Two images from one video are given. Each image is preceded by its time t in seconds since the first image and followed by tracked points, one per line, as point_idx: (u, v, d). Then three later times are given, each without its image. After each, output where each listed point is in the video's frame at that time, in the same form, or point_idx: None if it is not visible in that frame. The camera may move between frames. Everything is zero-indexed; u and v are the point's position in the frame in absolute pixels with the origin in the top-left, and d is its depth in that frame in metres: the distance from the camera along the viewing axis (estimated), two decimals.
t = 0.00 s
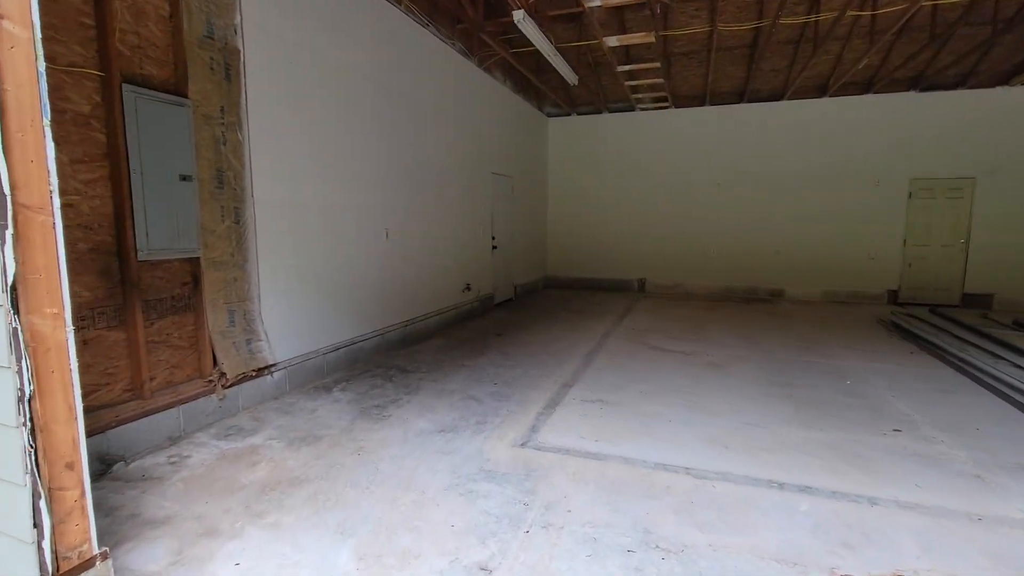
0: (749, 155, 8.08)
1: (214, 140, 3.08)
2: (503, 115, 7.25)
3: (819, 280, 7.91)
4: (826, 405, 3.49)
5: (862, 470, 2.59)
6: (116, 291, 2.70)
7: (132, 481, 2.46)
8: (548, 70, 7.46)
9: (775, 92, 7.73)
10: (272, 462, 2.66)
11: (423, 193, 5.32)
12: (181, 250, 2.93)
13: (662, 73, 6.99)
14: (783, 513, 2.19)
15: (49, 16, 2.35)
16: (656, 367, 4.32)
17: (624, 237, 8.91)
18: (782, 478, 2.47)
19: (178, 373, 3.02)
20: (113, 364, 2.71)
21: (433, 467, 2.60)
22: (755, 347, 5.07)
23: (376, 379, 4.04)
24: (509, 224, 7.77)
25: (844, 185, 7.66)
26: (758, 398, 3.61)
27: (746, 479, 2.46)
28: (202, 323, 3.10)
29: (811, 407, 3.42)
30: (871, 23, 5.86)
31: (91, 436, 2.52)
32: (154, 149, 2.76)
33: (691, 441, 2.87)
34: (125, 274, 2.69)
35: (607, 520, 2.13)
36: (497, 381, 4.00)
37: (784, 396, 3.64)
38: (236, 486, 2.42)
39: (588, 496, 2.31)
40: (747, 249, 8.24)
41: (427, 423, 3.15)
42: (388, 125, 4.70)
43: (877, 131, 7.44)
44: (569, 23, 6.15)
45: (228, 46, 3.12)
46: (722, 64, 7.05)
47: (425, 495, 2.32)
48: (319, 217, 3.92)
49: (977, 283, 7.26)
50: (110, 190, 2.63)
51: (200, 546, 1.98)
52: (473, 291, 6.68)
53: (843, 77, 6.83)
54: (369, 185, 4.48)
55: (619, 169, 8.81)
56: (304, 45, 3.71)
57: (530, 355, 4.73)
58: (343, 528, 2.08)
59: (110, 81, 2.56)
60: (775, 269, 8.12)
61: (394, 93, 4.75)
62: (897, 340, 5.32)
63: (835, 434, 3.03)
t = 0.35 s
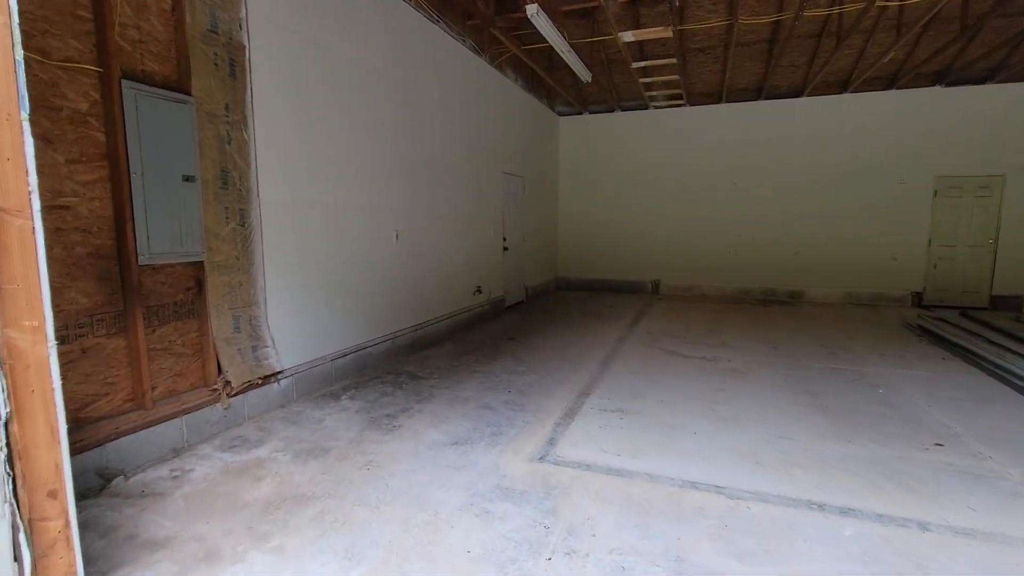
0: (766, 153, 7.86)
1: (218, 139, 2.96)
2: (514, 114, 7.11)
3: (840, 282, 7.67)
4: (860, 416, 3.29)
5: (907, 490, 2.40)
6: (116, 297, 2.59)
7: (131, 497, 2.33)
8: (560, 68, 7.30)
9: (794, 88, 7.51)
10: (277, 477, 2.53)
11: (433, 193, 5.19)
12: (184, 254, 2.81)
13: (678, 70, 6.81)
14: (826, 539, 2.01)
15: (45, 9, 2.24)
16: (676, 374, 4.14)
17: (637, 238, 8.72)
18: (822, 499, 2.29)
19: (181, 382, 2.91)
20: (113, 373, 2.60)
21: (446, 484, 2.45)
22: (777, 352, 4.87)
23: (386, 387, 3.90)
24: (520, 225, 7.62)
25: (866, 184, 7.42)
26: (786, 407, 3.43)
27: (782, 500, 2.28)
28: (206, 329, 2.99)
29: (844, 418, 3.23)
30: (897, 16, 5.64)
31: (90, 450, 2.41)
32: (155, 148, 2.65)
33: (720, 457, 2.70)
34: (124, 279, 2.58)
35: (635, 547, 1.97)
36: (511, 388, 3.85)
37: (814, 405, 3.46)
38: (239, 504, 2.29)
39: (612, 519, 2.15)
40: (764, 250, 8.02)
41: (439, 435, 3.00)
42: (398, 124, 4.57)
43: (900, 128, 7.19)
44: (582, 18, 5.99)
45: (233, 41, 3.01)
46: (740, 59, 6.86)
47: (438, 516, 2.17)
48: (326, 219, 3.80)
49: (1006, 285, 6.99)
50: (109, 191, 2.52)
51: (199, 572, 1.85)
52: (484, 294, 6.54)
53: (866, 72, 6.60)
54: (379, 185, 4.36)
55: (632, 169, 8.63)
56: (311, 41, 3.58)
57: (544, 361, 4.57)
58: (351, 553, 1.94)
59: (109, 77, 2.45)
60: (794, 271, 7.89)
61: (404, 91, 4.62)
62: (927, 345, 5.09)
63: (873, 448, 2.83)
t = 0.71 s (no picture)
0: (771, 151, 7.73)
1: (210, 139, 2.82)
2: (515, 112, 6.97)
3: (848, 281, 7.55)
4: (882, 423, 3.16)
5: (943, 506, 2.26)
6: (104, 307, 2.44)
7: (120, 520, 2.20)
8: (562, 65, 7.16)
9: (800, 84, 7.38)
10: (275, 496, 2.39)
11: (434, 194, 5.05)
12: (176, 260, 2.67)
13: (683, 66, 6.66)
14: (863, 563, 1.87)
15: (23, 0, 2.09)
16: (688, 378, 4.00)
17: (641, 238, 8.59)
18: (853, 517, 2.16)
19: (174, 395, 2.77)
20: (101, 387, 2.46)
21: (455, 503, 2.32)
22: (790, 354, 4.74)
23: (388, 395, 3.77)
24: (522, 225, 7.49)
25: (873, 181, 7.29)
26: (803, 413, 3.29)
27: (812, 519, 2.15)
28: (199, 339, 2.85)
29: (867, 425, 3.09)
30: (908, 9, 5.50)
31: (77, 470, 2.27)
32: (144, 149, 2.50)
33: (740, 469, 2.57)
34: (112, 287, 2.44)
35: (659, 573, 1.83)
36: (518, 396, 3.72)
37: (833, 411, 3.32)
38: (234, 527, 2.15)
39: (632, 542, 2.01)
40: (770, 249, 7.90)
41: (445, 448, 2.87)
42: (399, 123, 4.44)
43: (909, 124, 7.06)
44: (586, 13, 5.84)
45: (225, 35, 2.86)
46: (746, 55, 6.72)
47: (446, 540, 2.04)
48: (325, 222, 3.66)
49: (1017, 284, 6.87)
50: (94, 195, 2.37)
51: None
52: (487, 296, 6.41)
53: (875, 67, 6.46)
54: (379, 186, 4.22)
55: (635, 167, 8.50)
56: (308, 36, 3.44)
57: (551, 366, 4.44)
58: None
59: (93, 73, 2.30)
60: (801, 270, 7.77)
61: (404, 88, 4.48)
62: (942, 346, 4.95)
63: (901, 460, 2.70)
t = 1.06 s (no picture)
0: (798, 146, 7.47)
1: (225, 137, 2.76)
2: (534, 109, 6.84)
3: (880, 281, 7.25)
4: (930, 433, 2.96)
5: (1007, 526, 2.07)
6: (117, 310, 2.39)
7: (132, 530, 2.13)
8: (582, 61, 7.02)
9: (830, 77, 7.11)
10: (290, 505, 2.31)
11: (452, 193, 4.96)
12: (191, 261, 2.61)
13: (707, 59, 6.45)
14: None
15: None
16: (717, 383, 3.84)
17: (663, 237, 8.40)
18: (909, 538, 1.98)
19: (189, 399, 2.72)
20: (115, 391, 2.40)
21: (476, 515, 2.20)
22: (823, 357, 4.53)
23: (406, 399, 3.68)
24: (541, 225, 7.36)
25: (908, 177, 6.99)
26: (843, 422, 3.09)
27: (862, 540, 1.98)
28: (215, 342, 2.79)
29: (913, 435, 2.87)
30: None
31: (90, 476, 2.21)
32: (158, 147, 2.44)
33: (779, 482, 2.40)
34: (126, 289, 2.38)
35: None
36: (540, 401, 3.59)
37: (874, 419, 3.11)
38: (247, 538, 2.07)
39: (667, 562, 1.87)
40: (797, 248, 7.64)
41: (465, 456, 2.76)
42: (416, 121, 4.35)
43: (946, 116, 6.74)
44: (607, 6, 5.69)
45: (241, 30, 2.80)
46: (773, 47, 6.49)
47: (468, 556, 1.92)
48: (342, 222, 3.58)
49: None
50: (107, 194, 2.32)
51: None
52: (506, 297, 6.30)
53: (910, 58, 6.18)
54: (396, 185, 4.14)
55: (656, 165, 8.31)
56: (326, 32, 3.37)
57: (573, 370, 4.30)
58: None
59: (105, 69, 2.25)
60: (830, 270, 7.49)
61: (422, 85, 4.40)
62: (987, 350, 4.69)
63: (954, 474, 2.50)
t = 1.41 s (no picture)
0: (822, 151, 7.25)
1: (235, 144, 2.70)
2: (550, 115, 6.75)
3: (911, 290, 6.97)
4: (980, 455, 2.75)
5: None
6: (123, 322, 2.32)
7: (131, 553, 2.04)
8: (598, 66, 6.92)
9: (855, 79, 6.91)
10: (296, 529, 2.19)
11: (467, 201, 4.86)
12: (198, 271, 2.54)
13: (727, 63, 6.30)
14: None
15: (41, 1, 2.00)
16: (744, 396, 3.65)
17: (682, 245, 8.21)
18: None
19: (196, 414, 2.63)
20: (119, 406, 2.33)
21: (491, 542, 2.06)
22: (856, 370, 4.31)
23: (419, 413, 3.57)
24: (557, 233, 7.24)
25: (939, 181, 6.72)
26: (877, 439, 2.76)
27: None
28: (223, 354, 2.71)
29: (957, 452, 2.54)
30: None
31: (91, 495, 2.13)
32: (166, 155, 2.38)
33: (814, 509, 2.11)
34: (131, 301, 2.31)
35: None
36: (558, 416, 3.45)
37: (913, 437, 2.76)
38: (249, 565, 1.96)
39: None
40: (821, 255, 7.39)
41: (480, 476, 2.63)
42: (430, 128, 4.27)
43: (980, 118, 6.48)
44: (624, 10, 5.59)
45: (251, 36, 2.74)
46: (795, 50, 6.31)
47: None
48: (354, 231, 3.50)
49: None
50: (113, 204, 2.26)
51: None
52: (522, 306, 6.18)
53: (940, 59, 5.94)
54: (410, 193, 4.06)
55: (674, 171, 8.15)
56: (339, 37, 3.31)
57: (591, 383, 4.15)
58: None
59: (112, 76, 2.19)
60: (857, 277, 7.23)
61: (436, 91, 4.32)
62: None
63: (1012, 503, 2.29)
